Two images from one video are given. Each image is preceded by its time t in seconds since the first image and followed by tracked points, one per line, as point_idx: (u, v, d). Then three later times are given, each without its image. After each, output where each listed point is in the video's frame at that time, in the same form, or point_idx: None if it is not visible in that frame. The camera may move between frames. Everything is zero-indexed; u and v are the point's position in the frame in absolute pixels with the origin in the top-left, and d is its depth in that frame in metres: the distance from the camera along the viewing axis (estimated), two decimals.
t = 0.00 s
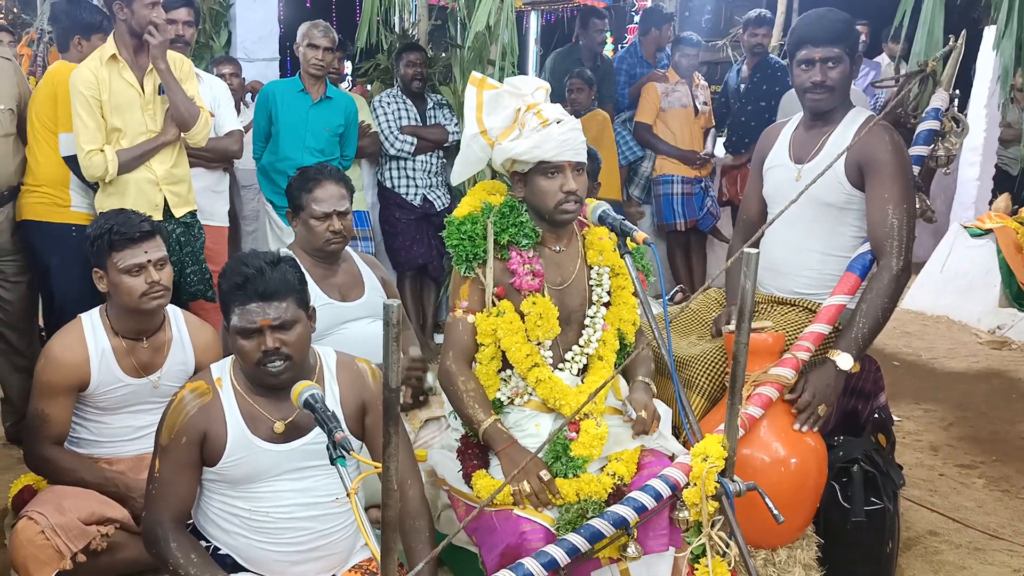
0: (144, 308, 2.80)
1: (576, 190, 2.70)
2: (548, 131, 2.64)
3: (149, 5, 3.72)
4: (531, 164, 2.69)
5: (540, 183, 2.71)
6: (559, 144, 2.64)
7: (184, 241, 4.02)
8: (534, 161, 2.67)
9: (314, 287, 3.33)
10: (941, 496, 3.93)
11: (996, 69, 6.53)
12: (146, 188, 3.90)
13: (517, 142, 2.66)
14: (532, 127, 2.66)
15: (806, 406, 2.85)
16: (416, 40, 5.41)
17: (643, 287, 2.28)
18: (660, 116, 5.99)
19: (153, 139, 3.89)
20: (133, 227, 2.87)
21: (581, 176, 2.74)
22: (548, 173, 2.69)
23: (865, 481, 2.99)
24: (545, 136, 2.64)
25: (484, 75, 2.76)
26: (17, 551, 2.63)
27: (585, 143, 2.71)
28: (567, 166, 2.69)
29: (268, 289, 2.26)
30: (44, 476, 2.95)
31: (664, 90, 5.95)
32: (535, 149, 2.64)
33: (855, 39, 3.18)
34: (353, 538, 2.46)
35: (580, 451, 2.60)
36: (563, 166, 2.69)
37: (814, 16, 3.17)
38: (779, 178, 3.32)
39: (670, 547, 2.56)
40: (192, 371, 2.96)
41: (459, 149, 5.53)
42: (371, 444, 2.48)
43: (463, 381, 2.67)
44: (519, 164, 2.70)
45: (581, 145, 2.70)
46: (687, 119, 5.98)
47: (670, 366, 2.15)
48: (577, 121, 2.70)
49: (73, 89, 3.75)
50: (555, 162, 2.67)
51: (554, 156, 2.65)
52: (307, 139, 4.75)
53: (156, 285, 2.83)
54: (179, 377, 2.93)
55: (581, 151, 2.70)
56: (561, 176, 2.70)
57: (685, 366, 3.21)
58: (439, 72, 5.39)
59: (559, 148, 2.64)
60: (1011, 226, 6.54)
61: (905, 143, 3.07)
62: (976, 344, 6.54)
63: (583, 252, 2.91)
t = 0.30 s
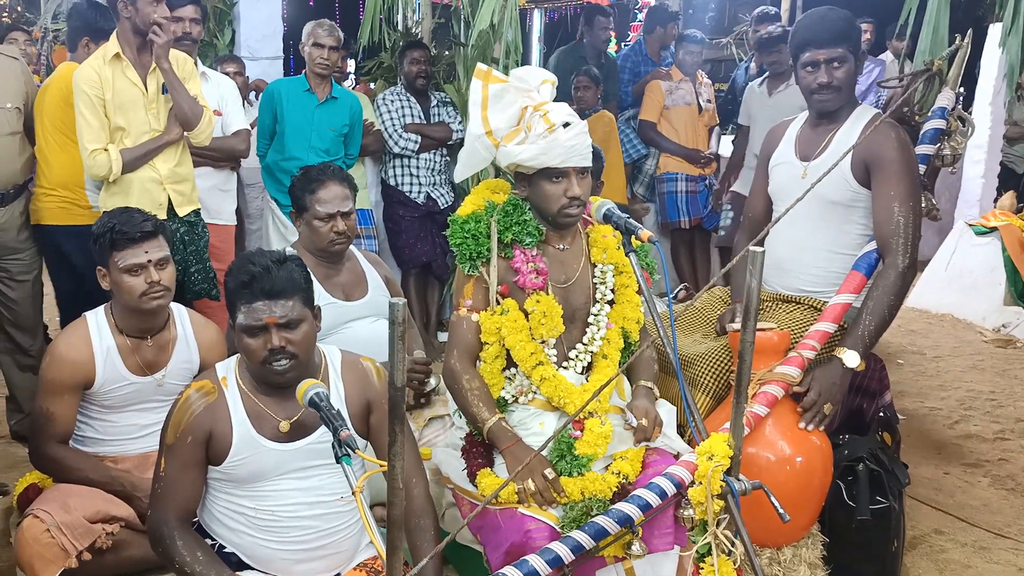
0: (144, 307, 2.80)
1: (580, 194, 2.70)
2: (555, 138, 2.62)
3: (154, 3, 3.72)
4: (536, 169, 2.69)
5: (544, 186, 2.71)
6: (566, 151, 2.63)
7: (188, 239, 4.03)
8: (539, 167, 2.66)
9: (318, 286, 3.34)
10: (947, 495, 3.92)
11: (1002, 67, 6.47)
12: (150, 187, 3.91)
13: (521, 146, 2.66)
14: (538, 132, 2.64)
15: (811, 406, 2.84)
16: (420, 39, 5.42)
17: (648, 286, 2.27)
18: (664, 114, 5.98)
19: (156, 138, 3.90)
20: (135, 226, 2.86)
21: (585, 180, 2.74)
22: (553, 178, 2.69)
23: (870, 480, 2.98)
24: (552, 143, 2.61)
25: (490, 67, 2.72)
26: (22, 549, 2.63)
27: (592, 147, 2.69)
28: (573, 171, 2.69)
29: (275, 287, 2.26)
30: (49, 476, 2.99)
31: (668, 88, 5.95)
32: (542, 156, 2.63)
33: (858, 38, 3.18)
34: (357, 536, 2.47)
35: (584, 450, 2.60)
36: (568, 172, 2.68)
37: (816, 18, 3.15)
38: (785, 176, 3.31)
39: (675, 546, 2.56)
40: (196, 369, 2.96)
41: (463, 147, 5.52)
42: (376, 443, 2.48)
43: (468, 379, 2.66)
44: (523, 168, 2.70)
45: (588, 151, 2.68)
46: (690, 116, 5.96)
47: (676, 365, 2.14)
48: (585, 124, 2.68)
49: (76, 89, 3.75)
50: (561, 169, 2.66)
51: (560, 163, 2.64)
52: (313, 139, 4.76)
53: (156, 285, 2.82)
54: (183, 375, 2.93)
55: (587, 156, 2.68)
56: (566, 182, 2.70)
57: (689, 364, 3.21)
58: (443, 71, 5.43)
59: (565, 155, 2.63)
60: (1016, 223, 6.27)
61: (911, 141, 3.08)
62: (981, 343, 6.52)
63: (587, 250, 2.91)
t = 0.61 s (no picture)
0: (140, 306, 2.79)
1: (587, 199, 2.71)
2: (562, 141, 2.62)
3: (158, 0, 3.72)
4: (542, 172, 2.69)
5: (551, 189, 2.71)
6: (574, 155, 2.64)
7: (192, 238, 4.03)
8: (546, 170, 2.67)
9: (325, 285, 3.34)
10: (952, 495, 3.92)
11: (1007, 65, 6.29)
12: (153, 186, 3.91)
13: (528, 149, 2.66)
14: (547, 135, 2.64)
15: (817, 406, 2.84)
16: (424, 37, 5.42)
17: (654, 285, 2.26)
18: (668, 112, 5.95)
19: (160, 137, 3.90)
20: (131, 226, 2.86)
21: (592, 183, 2.75)
22: (560, 181, 2.70)
23: (876, 480, 2.97)
24: (560, 147, 2.62)
25: (499, 63, 2.69)
26: (28, 548, 2.64)
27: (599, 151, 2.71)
28: (580, 175, 2.69)
29: (282, 288, 2.26)
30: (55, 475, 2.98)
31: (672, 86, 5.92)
32: (550, 160, 2.63)
33: (862, 35, 3.17)
34: (363, 536, 2.47)
35: (590, 450, 2.59)
36: (575, 176, 2.69)
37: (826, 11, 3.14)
38: (790, 176, 3.30)
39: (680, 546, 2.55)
40: (200, 368, 2.96)
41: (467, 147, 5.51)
42: (382, 443, 2.48)
43: (473, 379, 2.66)
44: (530, 171, 2.71)
45: (595, 155, 2.69)
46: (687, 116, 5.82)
47: (681, 365, 2.14)
48: (592, 127, 2.69)
49: (80, 89, 3.76)
50: (568, 172, 2.67)
51: (567, 168, 2.65)
52: (314, 136, 4.76)
53: (151, 285, 2.81)
54: (188, 374, 2.94)
55: (594, 161, 2.69)
56: (572, 186, 2.70)
57: (696, 364, 3.20)
58: (446, 70, 5.38)
59: (572, 160, 2.64)
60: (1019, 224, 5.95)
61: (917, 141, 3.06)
62: (986, 343, 6.51)
63: (593, 250, 2.90)
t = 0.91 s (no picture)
0: (143, 305, 2.78)
1: (594, 198, 2.71)
2: (570, 140, 2.62)
3: None
4: (550, 171, 2.69)
5: (558, 188, 2.71)
6: (582, 154, 2.63)
7: (197, 238, 4.06)
8: (553, 169, 2.66)
9: (333, 283, 3.33)
10: (958, 495, 3.90)
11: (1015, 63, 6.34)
12: (157, 185, 3.91)
13: (536, 147, 2.66)
14: (554, 134, 2.64)
15: (825, 406, 2.83)
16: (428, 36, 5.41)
17: (661, 285, 2.25)
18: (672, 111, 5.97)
19: (164, 136, 3.89)
20: (135, 224, 2.85)
21: (599, 182, 2.74)
22: (567, 180, 2.70)
23: (883, 480, 2.96)
24: (567, 145, 2.62)
25: (507, 62, 2.69)
26: (34, 547, 2.64)
27: (606, 151, 2.70)
28: (587, 174, 2.69)
29: (288, 288, 2.25)
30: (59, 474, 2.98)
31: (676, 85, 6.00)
32: (558, 159, 2.63)
33: (869, 33, 3.15)
34: (369, 535, 2.47)
35: (596, 450, 2.59)
36: (582, 175, 2.69)
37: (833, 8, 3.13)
38: (797, 175, 3.30)
39: (686, 547, 2.55)
40: (205, 367, 2.95)
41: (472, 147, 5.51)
42: (388, 443, 2.48)
43: (479, 378, 2.65)
44: (537, 170, 2.70)
45: (603, 154, 2.69)
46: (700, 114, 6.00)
47: (689, 364, 2.13)
48: (600, 126, 2.69)
49: (83, 88, 3.74)
50: (575, 171, 2.67)
51: (575, 167, 2.65)
52: (315, 134, 4.75)
53: (154, 283, 2.80)
54: (191, 374, 2.93)
55: (602, 159, 2.69)
56: (579, 184, 2.70)
57: (702, 363, 3.19)
58: (450, 69, 5.40)
59: (580, 159, 2.64)
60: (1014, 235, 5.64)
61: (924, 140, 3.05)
62: (991, 343, 6.49)
63: (599, 249, 2.89)
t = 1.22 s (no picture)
0: (148, 304, 2.78)
1: (600, 194, 2.69)
2: (576, 137, 2.61)
3: None
4: (556, 167, 2.67)
5: (564, 185, 2.69)
6: (587, 149, 2.62)
7: (201, 239, 4.06)
8: (559, 166, 2.65)
9: (343, 282, 3.33)
10: (965, 497, 3.89)
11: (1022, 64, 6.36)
12: (163, 185, 3.91)
13: (542, 144, 2.65)
14: (560, 131, 2.63)
15: (833, 408, 2.82)
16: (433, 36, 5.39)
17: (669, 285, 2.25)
18: (676, 111, 5.98)
19: (169, 136, 3.89)
20: (140, 223, 2.84)
21: (605, 181, 2.72)
22: (573, 177, 2.68)
23: (890, 482, 2.96)
24: (573, 141, 2.61)
25: (513, 62, 2.68)
26: (39, 547, 2.64)
27: (613, 148, 2.69)
28: (593, 171, 2.67)
29: (292, 287, 2.25)
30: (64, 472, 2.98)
31: (681, 85, 5.94)
32: (564, 155, 2.62)
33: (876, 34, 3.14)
34: (375, 536, 2.46)
35: (602, 451, 2.57)
36: (588, 171, 2.67)
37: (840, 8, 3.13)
38: (804, 175, 3.28)
39: (693, 548, 2.54)
40: (210, 366, 2.95)
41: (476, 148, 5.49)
42: (394, 443, 2.47)
43: (484, 379, 2.63)
44: (544, 166, 2.69)
45: (608, 151, 2.67)
46: (702, 115, 5.98)
47: (696, 365, 2.12)
48: (606, 123, 2.68)
49: (88, 88, 3.74)
50: (581, 168, 2.65)
51: (581, 163, 2.63)
52: (323, 135, 4.75)
53: (159, 282, 2.80)
54: (196, 373, 2.93)
55: (608, 156, 2.67)
56: (586, 181, 2.68)
57: (708, 363, 3.18)
58: (455, 69, 5.38)
59: (585, 156, 2.62)
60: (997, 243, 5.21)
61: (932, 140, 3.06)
62: (996, 344, 6.48)
63: (606, 249, 2.89)
